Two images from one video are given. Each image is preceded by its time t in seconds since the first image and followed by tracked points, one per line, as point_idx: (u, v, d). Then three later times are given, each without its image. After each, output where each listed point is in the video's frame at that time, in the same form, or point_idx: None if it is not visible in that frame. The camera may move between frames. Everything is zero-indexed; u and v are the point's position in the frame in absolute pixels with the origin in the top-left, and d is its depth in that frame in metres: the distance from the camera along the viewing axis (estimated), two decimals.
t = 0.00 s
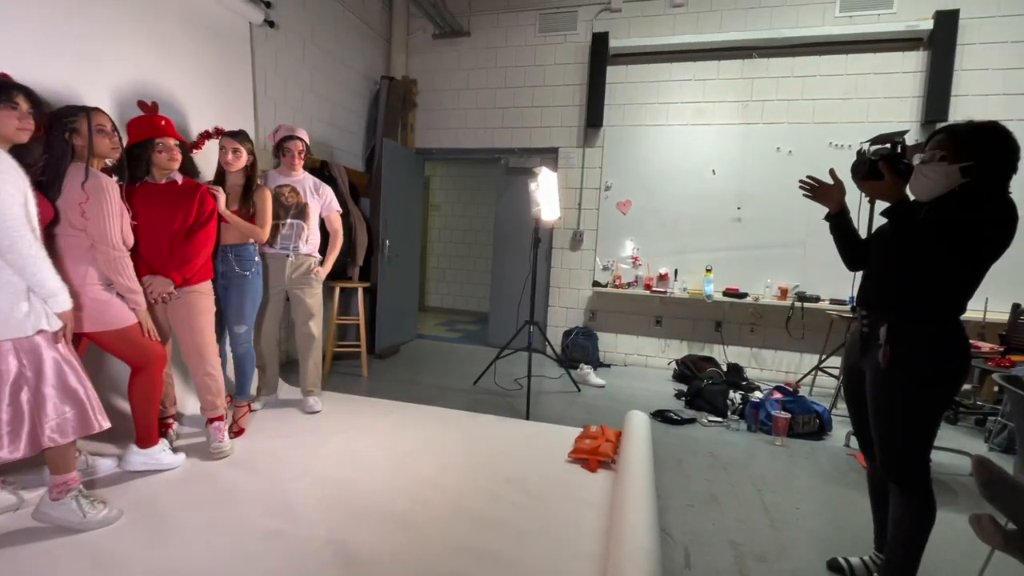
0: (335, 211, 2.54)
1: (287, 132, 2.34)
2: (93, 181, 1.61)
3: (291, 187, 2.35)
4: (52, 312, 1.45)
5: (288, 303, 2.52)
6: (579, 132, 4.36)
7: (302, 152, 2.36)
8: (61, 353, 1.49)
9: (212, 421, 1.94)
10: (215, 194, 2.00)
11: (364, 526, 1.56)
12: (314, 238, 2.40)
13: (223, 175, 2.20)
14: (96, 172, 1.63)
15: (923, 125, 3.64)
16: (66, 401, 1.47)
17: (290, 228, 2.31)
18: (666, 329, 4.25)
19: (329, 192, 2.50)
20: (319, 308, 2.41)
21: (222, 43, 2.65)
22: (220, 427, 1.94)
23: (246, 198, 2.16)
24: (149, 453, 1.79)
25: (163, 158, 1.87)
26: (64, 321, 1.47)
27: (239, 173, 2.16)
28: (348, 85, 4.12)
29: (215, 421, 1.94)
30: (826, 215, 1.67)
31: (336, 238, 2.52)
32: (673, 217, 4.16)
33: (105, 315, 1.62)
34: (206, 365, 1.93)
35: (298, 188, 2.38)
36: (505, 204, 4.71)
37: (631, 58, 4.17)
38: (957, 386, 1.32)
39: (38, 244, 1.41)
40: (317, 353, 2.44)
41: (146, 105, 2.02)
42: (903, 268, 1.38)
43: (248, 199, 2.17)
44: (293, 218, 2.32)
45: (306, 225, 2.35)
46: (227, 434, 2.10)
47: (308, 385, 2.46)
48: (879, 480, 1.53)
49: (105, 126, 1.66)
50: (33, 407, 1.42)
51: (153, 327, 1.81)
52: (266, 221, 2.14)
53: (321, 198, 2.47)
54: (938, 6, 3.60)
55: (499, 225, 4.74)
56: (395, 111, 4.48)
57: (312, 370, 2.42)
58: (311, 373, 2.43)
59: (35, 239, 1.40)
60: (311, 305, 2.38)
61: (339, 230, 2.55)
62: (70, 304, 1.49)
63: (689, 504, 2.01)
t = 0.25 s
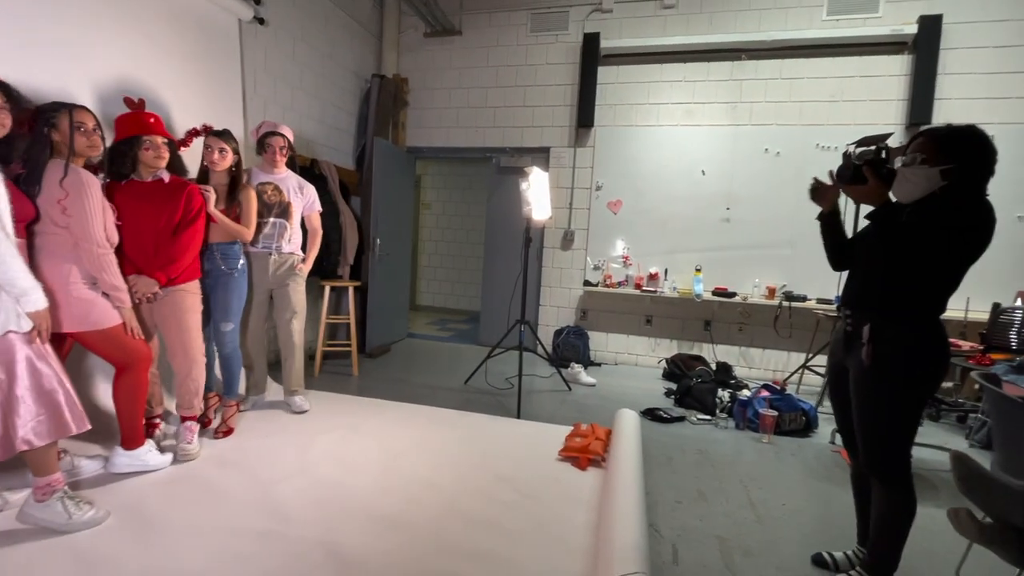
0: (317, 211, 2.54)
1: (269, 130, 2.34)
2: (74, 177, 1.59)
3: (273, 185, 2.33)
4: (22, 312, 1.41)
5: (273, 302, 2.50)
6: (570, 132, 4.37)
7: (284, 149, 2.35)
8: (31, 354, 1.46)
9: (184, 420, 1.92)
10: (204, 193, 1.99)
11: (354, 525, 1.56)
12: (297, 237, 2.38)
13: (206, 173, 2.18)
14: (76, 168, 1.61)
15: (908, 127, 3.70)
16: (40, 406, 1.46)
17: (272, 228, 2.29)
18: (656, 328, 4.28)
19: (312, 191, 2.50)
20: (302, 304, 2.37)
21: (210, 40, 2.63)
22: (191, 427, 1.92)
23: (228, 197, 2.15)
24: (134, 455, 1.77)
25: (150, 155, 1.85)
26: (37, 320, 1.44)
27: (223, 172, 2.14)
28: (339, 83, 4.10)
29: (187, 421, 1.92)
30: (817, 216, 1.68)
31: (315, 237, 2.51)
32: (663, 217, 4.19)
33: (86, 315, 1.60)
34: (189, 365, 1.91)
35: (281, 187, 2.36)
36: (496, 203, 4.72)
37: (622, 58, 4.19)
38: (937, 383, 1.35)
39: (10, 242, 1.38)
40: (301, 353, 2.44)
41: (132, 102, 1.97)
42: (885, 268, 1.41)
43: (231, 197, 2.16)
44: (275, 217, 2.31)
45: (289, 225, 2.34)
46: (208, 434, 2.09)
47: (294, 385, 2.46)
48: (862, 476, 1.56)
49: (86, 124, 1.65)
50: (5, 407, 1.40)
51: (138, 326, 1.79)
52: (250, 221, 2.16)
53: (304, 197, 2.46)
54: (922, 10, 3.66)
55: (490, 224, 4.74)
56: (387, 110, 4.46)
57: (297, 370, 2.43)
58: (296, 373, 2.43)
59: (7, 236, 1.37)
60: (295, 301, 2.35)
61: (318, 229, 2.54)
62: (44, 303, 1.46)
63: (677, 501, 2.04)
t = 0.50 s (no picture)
0: (316, 210, 2.54)
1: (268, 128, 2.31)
2: (66, 175, 1.59)
3: (269, 184, 2.33)
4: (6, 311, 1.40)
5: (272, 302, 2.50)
6: (567, 131, 4.38)
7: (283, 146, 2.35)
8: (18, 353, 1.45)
9: (179, 421, 1.93)
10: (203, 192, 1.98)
11: (352, 523, 1.57)
12: (295, 236, 2.37)
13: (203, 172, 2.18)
14: (68, 166, 1.61)
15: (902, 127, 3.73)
16: (29, 409, 1.45)
17: (271, 226, 2.28)
18: (652, 327, 4.30)
19: (311, 189, 2.50)
20: (298, 306, 2.39)
21: (207, 39, 2.63)
22: (184, 427, 1.93)
23: (225, 196, 2.15)
24: (131, 457, 1.76)
25: (146, 154, 1.85)
26: (22, 319, 1.43)
27: (218, 171, 2.15)
28: (336, 82, 4.09)
29: (181, 422, 1.93)
30: (823, 212, 1.70)
31: (314, 236, 2.51)
32: (659, 216, 4.20)
33: (86, 314, 1.61)
34: (184, 363, 1.92)
35: (280, 185, 2.36)
36: (493, 203, 4.72)
37: (619, 58, 4.20)
38: (930, 382, 1.37)
39: None
40: (292, 353, 2.44)
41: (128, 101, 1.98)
42: (879, 267, 1.43)
43: (227, 196, 2.16)
44: (273, 215, 2.30)
45: (286, 223, 2.33)
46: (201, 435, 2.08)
47: (283, 386, 2.44)
48: (855, 473, 1.58)
49: (77, 122, 1.65)
50: None
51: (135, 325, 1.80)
52: (247, 220, 2.16)
53: (303, 196, 2.46)
54: (917, 11, 3.68)
55: (487, 223, 4.75)
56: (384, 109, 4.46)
57: (287, 371, 2.42)
58: (286, 373, 2.42)
59: None
60: (291, 303, 2.36)
61: (317, 227, 2.53)
62: (30, 301, 1.45)
63: (673, 499, 2.05)
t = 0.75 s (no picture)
0: (319, 207, 2.54)
1: (267, 126, 2.30)
2: (72, 176, 1.60)
3: (269, 184, 2.32)
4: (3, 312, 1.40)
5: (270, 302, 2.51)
6: (565, 131, 4.39)
7: (283, 144, 2.33)
8: (15, 353, 1.45)
9: (180, 421, 1.94)
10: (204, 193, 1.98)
11: (351, 522, 1.58)
12: (296, 236, 2.37)
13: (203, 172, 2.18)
14: (75, 167, 1.62)
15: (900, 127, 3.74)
16: (26, 412, 1.46)
17: (271, 226, 2.29)
18: (651, 326, 4.31)
19: (312, 188, 2.49)
20: (298, 307, 2.39)
21: (206, 40, 2.64)
22: (186, 427, 1.94)
23: (225, 197, 2.16)
24: (130, 459, 1.76)
25: (144, 157, 1.86)
26: (19, 320, 1.43)
27: (218, 173, 2.15)
28: (335, 82, 4.10)
29: (182, 422, 1.94)
30: (823, 219, 1.71)
31: (321, 233, 2.50)
32: (658, 215, 4.21)
33: (90, 314, 1.62)
34: (184, 364, 1.93)
35: (280, 184, 2.36)
36: (492, 202, 4.73)
37: (617, 58, 4.21)
38: (925, 380, 1.38)
39: None
40: (293, 353, 2.44)
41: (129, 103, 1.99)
42: (875, 266, 1.43)
43: (226, 197, 2.16)
44: (273, 215, 2.31)
45: (287, 222, 2.33)
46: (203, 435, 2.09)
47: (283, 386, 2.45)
48: (851, 471, 1.59)
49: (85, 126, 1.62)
50: None
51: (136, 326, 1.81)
52: (246, 221, 2.16)
53: (303, 195, 2.45)
54: (914, 10, 3.69)
55: (486, 223, 4.75)
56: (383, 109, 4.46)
57: (288, 370, 2.43)
58: (287, 373, 2.43)
59: None
60: (291, 305, 2.36)
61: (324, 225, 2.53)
62: (27, 302, 1.45)
63: (671, 497, 2.06)
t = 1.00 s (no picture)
0: (314, 208, 2.54)
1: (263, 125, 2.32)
2: (82, 177, 1.61)
3: (268, 184, 2.32)
4: (9, 314, 1.41)
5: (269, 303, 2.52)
6: (565, 131, 4.39)
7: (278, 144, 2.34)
8: (22, 354, 1.47)
9: (188, 421, 1.95)
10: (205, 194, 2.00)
11: (353, 522, 1.58)
12: (292, 236, 2.39)
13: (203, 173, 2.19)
14: (86, 169, 1.64)
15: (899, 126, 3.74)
16: (33, 412, 1.47)
17: (267, 227, 2.29)
18: (652, 325, 4.32)
19: (307, 189, 2.50)
20: (297, 307, 2.40)
21: (207, 41, 2.64)
22: (193, 430, 1.94)
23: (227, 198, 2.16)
24: (133, 459, 1.77)
25: (147, 158, 1.86)
26: (25, 322, 1.44)
27: (219, 175, 2.15)
28: (335, 82, 4.10)
29: (189, 423, 1.94)
30: (822, 222, 1.68)
31: (313, 235, 2.52)
32: (657, 215, 4.22)
33: (95, 315, 1.63)
34: (188, 364, 1.94)
35: (276, 185, 2.36)
36: (492, 202, 4.74)
37: (617, 58, 4.21)
38: (923, 378, 1.38)
39: None
40: (293, 352, 2.45)
41: (130, 105, 2.01)
42: (875, 264, 1.43)
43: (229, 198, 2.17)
44: (269, 216, 2.30)
45: (284, 222, 2.33)
46: (206, 435, 2.10)
47: (284, 386, 2.46)
48: (851, 469, 1.59)
49: (98, 130, 1.63)
50: None
51: (141, 327, 1.81)
52: (247, 221, 2.16)
53: (299, 196, 2.46)
54: (913, 9, 3.69)
55: (486, 223, 4.76)
56: (383, 109, 4.47)
57: (288, 370, 2.43)
58: (287, 373, 2.44)
59: None
60: (289, 304, 2.37)
61: (318, 226, 2.55)
62: (34, 304, 1.47)
63: (671, 496, 2.07)
